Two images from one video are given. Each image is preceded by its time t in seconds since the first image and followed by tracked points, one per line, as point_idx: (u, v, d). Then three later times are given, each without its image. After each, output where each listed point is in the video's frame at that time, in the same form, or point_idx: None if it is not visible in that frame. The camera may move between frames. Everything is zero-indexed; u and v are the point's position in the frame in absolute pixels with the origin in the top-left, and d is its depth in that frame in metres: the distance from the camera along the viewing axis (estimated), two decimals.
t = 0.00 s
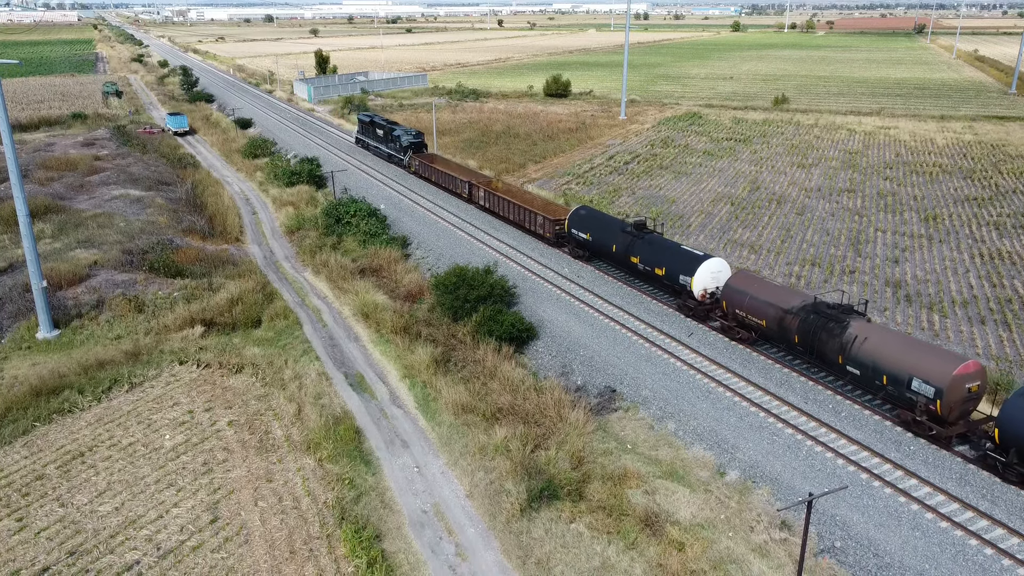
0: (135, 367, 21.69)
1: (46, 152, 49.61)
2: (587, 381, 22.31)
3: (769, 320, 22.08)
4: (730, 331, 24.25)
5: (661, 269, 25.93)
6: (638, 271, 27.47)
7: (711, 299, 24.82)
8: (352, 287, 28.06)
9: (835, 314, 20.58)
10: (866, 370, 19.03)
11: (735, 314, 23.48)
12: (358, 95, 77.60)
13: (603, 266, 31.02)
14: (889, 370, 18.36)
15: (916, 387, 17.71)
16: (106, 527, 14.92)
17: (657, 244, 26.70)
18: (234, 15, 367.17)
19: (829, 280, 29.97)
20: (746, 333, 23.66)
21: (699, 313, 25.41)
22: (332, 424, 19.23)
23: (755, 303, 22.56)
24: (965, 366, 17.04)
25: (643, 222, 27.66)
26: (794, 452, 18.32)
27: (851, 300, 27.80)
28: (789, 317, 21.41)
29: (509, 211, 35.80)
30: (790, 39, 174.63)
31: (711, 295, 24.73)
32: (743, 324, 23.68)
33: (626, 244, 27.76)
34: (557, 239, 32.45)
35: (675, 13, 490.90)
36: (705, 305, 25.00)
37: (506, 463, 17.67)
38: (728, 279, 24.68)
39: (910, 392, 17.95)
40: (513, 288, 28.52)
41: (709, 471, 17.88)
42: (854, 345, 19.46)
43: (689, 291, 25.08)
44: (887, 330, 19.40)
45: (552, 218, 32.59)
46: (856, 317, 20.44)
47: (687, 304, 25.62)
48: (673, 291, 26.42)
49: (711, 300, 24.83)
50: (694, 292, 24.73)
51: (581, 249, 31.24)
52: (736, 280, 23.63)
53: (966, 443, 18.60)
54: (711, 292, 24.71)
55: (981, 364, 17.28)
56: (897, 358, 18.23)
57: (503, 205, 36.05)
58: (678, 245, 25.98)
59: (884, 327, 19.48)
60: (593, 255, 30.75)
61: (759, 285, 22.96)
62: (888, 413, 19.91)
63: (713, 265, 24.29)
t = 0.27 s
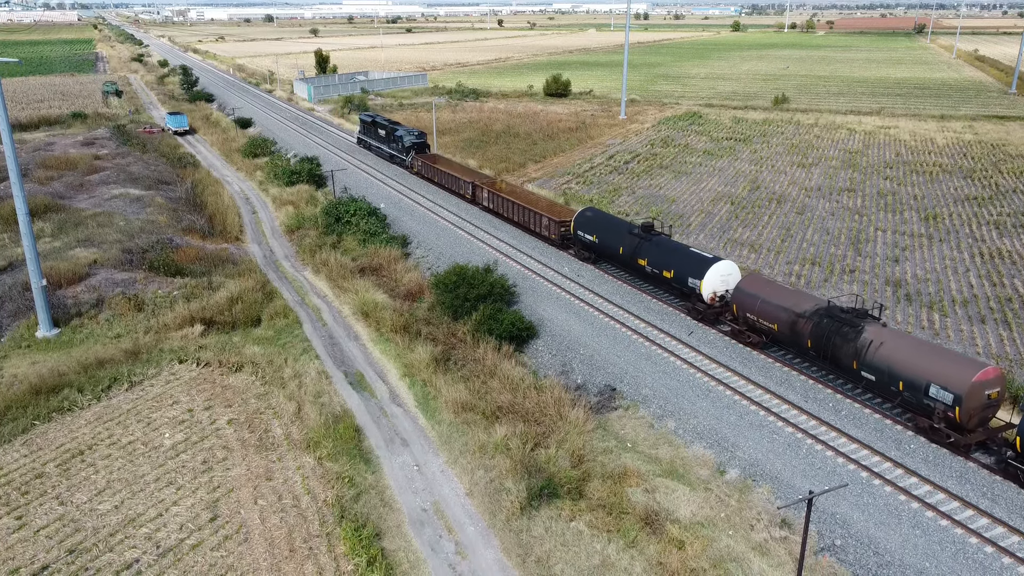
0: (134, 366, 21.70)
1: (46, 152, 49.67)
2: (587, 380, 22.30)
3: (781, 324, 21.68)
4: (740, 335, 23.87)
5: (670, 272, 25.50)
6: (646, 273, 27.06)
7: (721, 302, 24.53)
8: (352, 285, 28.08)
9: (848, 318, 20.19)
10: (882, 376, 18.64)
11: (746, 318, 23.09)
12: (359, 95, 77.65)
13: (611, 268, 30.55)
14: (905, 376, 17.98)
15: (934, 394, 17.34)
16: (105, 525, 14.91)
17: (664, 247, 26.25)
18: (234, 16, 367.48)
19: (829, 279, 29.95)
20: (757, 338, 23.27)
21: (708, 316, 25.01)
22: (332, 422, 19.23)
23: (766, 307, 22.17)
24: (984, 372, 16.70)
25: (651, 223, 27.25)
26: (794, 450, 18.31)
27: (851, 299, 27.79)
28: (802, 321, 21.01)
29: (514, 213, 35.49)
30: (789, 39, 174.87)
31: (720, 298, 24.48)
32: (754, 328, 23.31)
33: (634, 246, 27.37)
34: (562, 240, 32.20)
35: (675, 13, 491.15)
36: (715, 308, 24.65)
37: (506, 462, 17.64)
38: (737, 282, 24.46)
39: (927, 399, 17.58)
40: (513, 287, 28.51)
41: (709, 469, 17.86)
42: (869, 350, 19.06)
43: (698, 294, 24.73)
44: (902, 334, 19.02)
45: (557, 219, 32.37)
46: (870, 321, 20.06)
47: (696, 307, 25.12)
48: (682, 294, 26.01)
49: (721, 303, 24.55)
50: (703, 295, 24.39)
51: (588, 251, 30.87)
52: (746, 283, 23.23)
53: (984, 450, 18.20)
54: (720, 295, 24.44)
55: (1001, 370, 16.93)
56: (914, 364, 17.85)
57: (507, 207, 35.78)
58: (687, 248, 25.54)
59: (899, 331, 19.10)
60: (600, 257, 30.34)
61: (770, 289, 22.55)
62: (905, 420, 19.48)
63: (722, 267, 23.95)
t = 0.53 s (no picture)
0: (134, 365, 21.68)
1: (45, 151, 49.70)
2: (587, 378, 22.28)
3: (793, 329, 21.15)
4: (752, 339, 23.35)
5: (678, 275, 25.09)
6: (654, 276, 26.59)
7: (731, 306, 24.08)
8: (352, 284, 28.07)
9: (863, 322, 19.64)
10: (898, 382, 18.10)
11: (757, 322, 22.59)
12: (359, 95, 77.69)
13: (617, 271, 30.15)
14: (923, 381, 17.45)
15: (953, 400, 16.81)
16: (104, 523, 14.89)
17: (673, 249, 25.80)
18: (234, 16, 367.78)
19: (829, 278, 29.93)
20: (768, 342, 22.76)
21: (718, 320, 24.55)
22: (332, 420, 19.22)
23: (778, 311, 21.63)
24: (1004, 379, 16.16)
25: (658, 225, 26.80)
26: (794, 449, 18.30)
27: (851, 298, 27.80)
28: (815, 325, 20.43)
29: (518, 214, 34.95)
30: (789, 39, 174.92)
31: (730, 302, 24.00)
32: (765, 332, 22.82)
33: (641, 248, 26.91)
34: (568, 242, 31.64)
35: (675, 14, 490.94)
36: (725, 312, 24.20)
37: (506, 460, 17.60)
38: (747, 285, 24.02)
39: (945, 405, 17.05)
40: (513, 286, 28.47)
41: (709, 468, 17.84)
42: (885, 355, 18.51)
43: (707, 298, 24.31)
44: (918, 339, 18.46)
45: (562, 221, 31.67)
46: (885, 325, 19.50)
47: (706, 310, 24.74)
48: (691, 297, 25.55)
49: (731, 307, 24.10)
50: (713, 299, 23.95)
51: (594, 253, 30.46)
52: (757, 286, 22.75)
53: (1005, 458, 17.65)
54: (730, 298, 23.99)
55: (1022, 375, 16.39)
56: (932, 370, 17.31)
57: (511, 208, 35.26)
58: (696, 251, 25.14)
59: (916, 336, 18.54)
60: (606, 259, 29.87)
61: (782, 292, 22.03)
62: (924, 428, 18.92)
63: (732, 270, 23.55)
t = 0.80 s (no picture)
0: (134, 363, 21.67)
1: (45, 150, 49.71)
2: (587, 377, 22.28)
3: (806, 333, 20.78)
4: (763, 343, 23.00)
5: (687, 277, 24.73)
6: (662, 279, 26.23)
7: (741, 309, 23.70)
8: (351, 283, 28.07)
9: (878, 327, 19.32)
10: (915, 388, 17.78)
11: (769, 326, 22.20)
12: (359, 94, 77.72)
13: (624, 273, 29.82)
14: (941, 388, 17.16)
15: (973, 408, 16.51)
16: (104, 521, 14.88)
17: (683, 251, 25.45)
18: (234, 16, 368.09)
19: (829, 277, 29.91)
20: (780, 346, 22.40)
21: (728, 324, 24.19)
22: (331, 419, 19.21)
23: (790, 315, 21.27)
24: None
25: (667, 227, 26.47)
26: (794, 447, 18.27)
27: (851, 297, 27.81)
28: (829, 330, 20.07)
29: (523, 214, 34.61)
30: (789, 39, 175.03)
31: (740, 305, 23.62)
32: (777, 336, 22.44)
33: (649, 250, 26.56)
34: (574, 244, 31.30)
35: (675, 14, 491.09)
36: (735, 315, 23.84)
37: (506, 459, 17.58)
38: (758, 288, 23.64)
39: (965, 412, 16.75)
40: (513, 284, 28.43)
41: (709, 467, 17.81)
42: (901, 361, 18.18)
43: (718, 301, 23.95)
44: (935, 345, 18.17)
45: (569, 222, 31.39)
46: (901, 330, 19.18)
47: (715, 313, 24.43)
48: (701, 300, 25.17)
49: (741, 310, 23.73)
50: (723, 302, 23.58)
51: (600, 254, 30.11)
52: (769, 289, 22.37)
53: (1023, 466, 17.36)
54: (741, 302, 23.61)
55: None
56: (951, 376, 17.02)
57: (516, 209, 34.96)
58: (705, 253, 24.82)
59: (932, 341, 18.25)
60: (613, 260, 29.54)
61: (795, 295, 21.67)
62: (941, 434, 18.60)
63: (742, 273, 23.24)
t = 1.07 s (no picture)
0: (133, 363, 21.66)
1: (45, 150, 49.74)
2: (587, 376, 22.27)
3: (820, 338, 20.37)
4: (775, 348, 22.57)
5: (697, 280, 24.35)
6: (671, 282, 25.87)
7: (752, 314, 23.13)
8: (351, 283, 28.06)
9: (895, 332, 18.93)
10: (934, 396, 17.39)
11: (781, 331, 21.78)
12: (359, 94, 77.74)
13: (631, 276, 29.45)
14: (961, 396, 16.78)
15: (994, 415, 16.16)
16: (104, 520, 14.87)
17: (692, 254, 25.13)
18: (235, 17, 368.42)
19: (830, 276, 29.87)
20: (793, 351, 21.95)
21: (739, 328, 23.76)
22: (331, 418, 19.20)
23: (803, 319, 20.86)
24: None
25: (676, 230, 26.14)
26: (795, 446, 18.25)
27: (851, 296, 27.83)
28: (844, 335, 19.67)
29: (529, 216, 34.27)
30: (789, 39, 175.07)
31: (751, 309, 23.07)
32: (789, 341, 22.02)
33: (657, 253, 26.23)
34: (580, 246, 31.06)
35: (675, 14, 491.35)
36: (746, 320, 23.28)
37: (506, 457, 17.57)
38: (769, 292, 23.15)
39: (986, 420, 16.39)
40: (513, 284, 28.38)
41: (710, 465, 17.80)
42: (919, 367, 17.78)
43: (728, 305, 23.44)
44: (954, 350, 17.79)
45: (575, 224, 31.11)
46: (918, 335, 18.78)
47: (727, 317, 23.96)
48: (710, 304, 24.75)
49: (752, 315, 23.14)
50: (734, 305, 23.06)
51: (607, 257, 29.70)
52: (780, 294, 21.99)
53: None
54: (752, 306, 23.09)
55: None
56: (971, 383, 16.64)
57: (522, 211, 34.64)
58: (714, 256, 24.49)
59: (951, 347, 17.87)
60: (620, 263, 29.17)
61: (808, 299, 21.27)
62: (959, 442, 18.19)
63: (754, 276, 22.73)
